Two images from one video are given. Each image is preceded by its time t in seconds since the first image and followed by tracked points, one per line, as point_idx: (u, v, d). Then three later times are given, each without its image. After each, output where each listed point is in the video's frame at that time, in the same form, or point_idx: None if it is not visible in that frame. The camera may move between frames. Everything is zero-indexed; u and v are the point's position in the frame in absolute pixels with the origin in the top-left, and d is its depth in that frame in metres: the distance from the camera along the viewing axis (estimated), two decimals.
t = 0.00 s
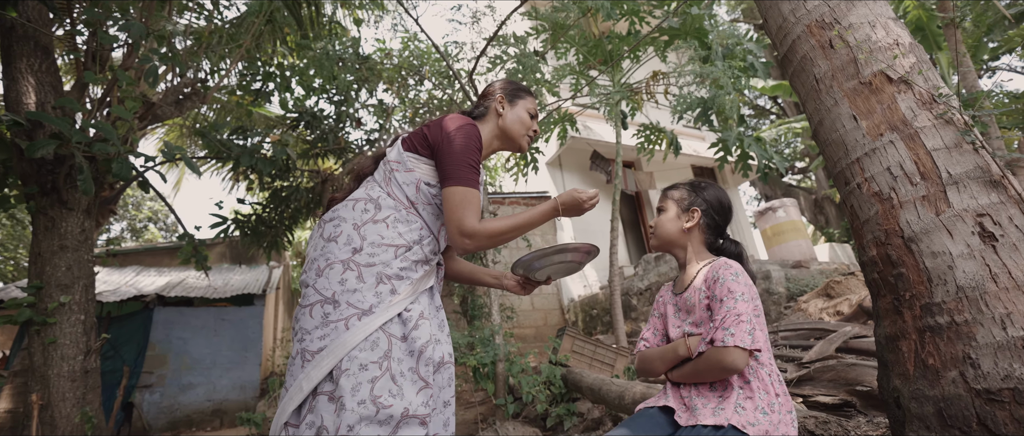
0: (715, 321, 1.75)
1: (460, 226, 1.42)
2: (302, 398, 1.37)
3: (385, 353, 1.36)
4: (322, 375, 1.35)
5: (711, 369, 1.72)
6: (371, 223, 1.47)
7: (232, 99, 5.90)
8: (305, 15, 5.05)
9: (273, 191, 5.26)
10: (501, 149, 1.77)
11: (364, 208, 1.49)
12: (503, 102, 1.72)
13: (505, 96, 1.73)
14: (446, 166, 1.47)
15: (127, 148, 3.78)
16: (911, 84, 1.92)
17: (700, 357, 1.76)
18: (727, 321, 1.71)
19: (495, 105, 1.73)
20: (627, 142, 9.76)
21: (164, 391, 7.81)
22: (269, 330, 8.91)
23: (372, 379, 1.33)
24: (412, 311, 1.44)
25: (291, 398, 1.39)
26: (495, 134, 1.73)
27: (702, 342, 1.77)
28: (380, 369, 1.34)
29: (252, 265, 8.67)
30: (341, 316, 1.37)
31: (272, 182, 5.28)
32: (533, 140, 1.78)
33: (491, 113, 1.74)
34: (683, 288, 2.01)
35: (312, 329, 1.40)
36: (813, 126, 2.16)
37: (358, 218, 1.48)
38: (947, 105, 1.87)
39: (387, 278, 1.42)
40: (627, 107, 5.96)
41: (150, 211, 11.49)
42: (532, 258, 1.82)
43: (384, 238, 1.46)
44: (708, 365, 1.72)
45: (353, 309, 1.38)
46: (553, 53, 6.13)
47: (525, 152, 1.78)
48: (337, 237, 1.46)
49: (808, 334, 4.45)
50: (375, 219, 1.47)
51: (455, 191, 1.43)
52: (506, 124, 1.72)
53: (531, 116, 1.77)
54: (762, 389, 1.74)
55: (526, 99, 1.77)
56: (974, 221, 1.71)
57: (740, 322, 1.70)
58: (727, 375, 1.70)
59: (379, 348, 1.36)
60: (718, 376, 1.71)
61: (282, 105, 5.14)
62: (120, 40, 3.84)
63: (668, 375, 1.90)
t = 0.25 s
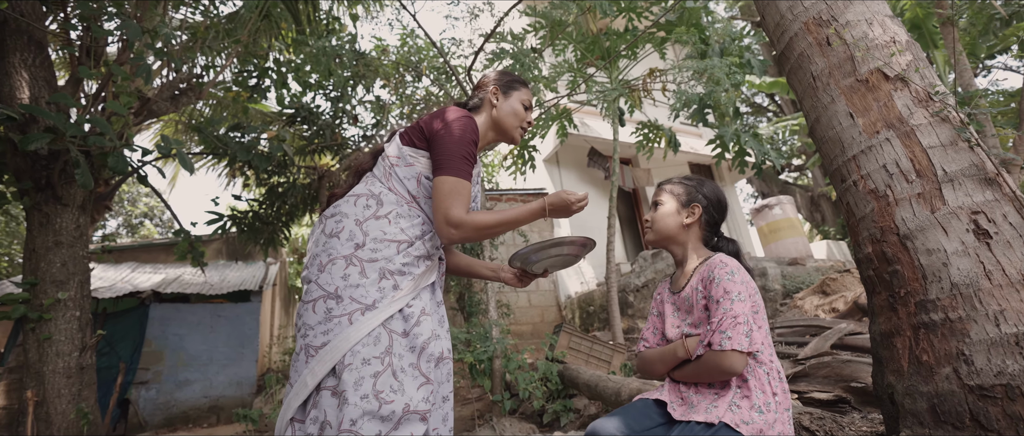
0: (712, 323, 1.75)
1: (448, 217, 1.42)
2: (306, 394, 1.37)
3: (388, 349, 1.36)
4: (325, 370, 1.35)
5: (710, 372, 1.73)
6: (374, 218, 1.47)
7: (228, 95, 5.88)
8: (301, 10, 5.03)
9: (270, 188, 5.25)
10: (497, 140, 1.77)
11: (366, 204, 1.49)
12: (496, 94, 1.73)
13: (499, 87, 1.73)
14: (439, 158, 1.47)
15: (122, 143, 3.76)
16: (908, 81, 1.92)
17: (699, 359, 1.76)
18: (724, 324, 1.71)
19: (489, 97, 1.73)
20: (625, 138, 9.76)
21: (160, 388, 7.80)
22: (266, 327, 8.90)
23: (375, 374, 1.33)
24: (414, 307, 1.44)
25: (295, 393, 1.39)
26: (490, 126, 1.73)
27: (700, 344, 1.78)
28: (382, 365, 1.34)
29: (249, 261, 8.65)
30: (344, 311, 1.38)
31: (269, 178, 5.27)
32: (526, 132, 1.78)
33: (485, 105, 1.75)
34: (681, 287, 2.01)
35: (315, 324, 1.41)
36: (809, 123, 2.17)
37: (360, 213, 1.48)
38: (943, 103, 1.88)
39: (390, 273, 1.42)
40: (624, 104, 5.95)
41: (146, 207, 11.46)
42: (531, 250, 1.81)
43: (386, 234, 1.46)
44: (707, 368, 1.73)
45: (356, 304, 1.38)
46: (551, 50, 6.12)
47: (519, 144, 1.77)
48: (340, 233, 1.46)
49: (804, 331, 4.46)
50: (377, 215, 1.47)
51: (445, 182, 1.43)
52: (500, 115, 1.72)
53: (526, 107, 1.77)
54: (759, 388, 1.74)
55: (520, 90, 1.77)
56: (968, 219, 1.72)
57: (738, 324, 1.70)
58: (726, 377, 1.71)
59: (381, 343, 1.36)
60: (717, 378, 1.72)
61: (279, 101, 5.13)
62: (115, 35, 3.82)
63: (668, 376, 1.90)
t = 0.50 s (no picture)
0: (696, 320, 1.76)
1: (434, 207, 1.42)
2: (305, 391, 1.37)
3: (384, 345, 1.37)
4: (323, 368, 1.35)
5: (698, 368, 1.73)
6: (369, 215, 1.47)
7: (224, 91, 5.87)
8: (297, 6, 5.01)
9: (265, 184, 5.24)
10: (490, 134, 1.77)
11: (361, 201, 1.48)
12: (488, 87, 1.72)
13: (491, 81, 1.73)
14: (429, 149, 1.47)
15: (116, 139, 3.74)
16: (904, 79, 1.92)
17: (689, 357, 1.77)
18: (707, 321, 1.71)
19: (480, 90, 1.74)
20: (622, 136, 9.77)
21: (156, 385, 7.79)
22: (262, 323, 8.89)
23: (372, 371, 1.33)
24: (410, 303, 1.44)
25: (294, 391, 1.39)
26: (482, 119, 1.74)
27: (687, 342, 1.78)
28: (379, 361, 1.35)
29: (245, 258, 8.64)
30: (340, 308, 1.38)
31: (265, 175, 5.26)
32: (518, 126, 1.78)
33: (478, 99, 1.75)
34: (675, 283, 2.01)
35: (312, 322, 1.41)
36: (805, 121, 2.17)
37: (355, 211, 1.47)
38: (938, 102, 1.88)
39: (386, 270, 1.42)
40: (621, 101, 5.95)
41: (141, 204, 11.42)
42: (524, 244, 1.83)
43: (381, 230, 1.46)
44: (695, 365, 1.74)
45: (353, 301, 1.38)
46: (548, 47, 6.11)
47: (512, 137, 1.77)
48: (335, 230, 1.46)
49: (799, 328, 4.48)
50: (372, 211, 1.47)
51: (434, 173, 1.43)
52: (492, 108, 1.72)
53: (518, 100, 1.77)
54: (753, 384, 1.73)
55: (513, 83, 1.76)
56: (963, 217, 1.73)
57: (720, 321, 1.70)
58: (716, 374, 1.71)
59: (378, 340, 1.36)
60: (707, 374, 1.72)
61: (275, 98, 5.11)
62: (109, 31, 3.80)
63: (665, 373, 1.90)
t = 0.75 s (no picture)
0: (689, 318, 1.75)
1: (434, 208, 1.42)
2: (301, 391, 1.37)
3: (380, 344, 1.37)
4: (319, 367, 1.35)
5: (693, 365, 1.73)
6: (365, 214, 1.47)
7: (222, 89, 5.86)
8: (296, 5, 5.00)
9: (263, 183, 5.23)
10: (488, 134, 1.77)
11: (357, 199, 1.49)
12: (489, 87, 1.73)
13: (493, 81, 1.73)
14: (427, 149, 1.47)
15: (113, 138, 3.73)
16: (902, 79, 1.93)
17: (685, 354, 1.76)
18: (698, 319, 1.70)
19: (481, 90, 1.74)
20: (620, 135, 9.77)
21: (154, 384, 7.78)
22: (260, 322, 8.89)
23: (369, 370, 1.33)
24: (406, 302, 1.44)
25: (291, 391, 1.39)
26: (481, 119, 1.74)
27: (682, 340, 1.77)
28: (375, 359, 1.35)
29: (243, 257, 8.63)
30: (336, 307, 1.38)
31: (263, 173, 5.25)
32: (518, 127, 1.78)
33: (477, 99, 1.75)
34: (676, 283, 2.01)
35: (308, 322, 1.41)
36: (803, 121, 2.18)
37: (351, 209, 1.47)
38: (936, 101, 1.89)
39: (382, 268, 1.43)
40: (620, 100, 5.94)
41: (139, 203, 11.39)
42: (523, 245, 1.84)
43: (378, 229, 1.46)
44: (691, 361, 1.73)
45: (349, 300, 1.38)
46: (547, 45, 6.10)
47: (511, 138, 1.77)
48: (331, 229, 1.46)
49: (797, 328, 4.49)
50: (368, 210, 1.47)
51: (433, 174, 1.43)
52: (491, 109, 1.72)
53: (518, 102, 1.77)
54: (746, 380, 1.72)
55: (514, 85, 1.76)
56: (960, 217, 1.73)
57: (711, 317, 1.68)
58: (710, 370, 1.71)
59: (374, 338, 1.36)
60: (701, 370, 1.72)
61: (272, 96, 5.10)
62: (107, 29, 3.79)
63: (665, 372, 1.90)
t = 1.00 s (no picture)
0: (705, 322, 1.76)
1: (443, 218, 1.42)
2: (296, 391, 1.37)
3: (376, 344, 1.36)
4: (314, 368, 1.35)
5: (705, 370, 1.74)
6: (359, 214, 1.47)
7: (220, 88, 5.85)
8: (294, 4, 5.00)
9: (262, 182, 5.23)
10: (490, 140, 1.77)
11: (352, 199, 1.49)
12: (496, 92, 1.74)
13: (500, 87, 1.74)
14: (430, 156, 1.46)
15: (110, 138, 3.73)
16: (900, 80, 1.93)
17: (696, 358, 1.77)
18: (716, 323, 1.71)
19: (487, 96, 1.74)
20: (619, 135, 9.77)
21: (152, 384, 7.77)
22: (258, 322, 8.88)
23: (364, 370, 1.33)
24: (401, 302, 1.44)
25: (285, 392, 1.39)
26: (482, 124, 1.74)
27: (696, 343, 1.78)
28: (370, 360, 1.35)
29: (242, 257, 8.62)
30: (330, 308, 1.38)
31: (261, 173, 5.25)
32: (519, 134, 1.78)
33: (482, 102, 1.76)
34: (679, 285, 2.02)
35: (303, 322, 1.41)
36: (802, 121, 2.18)
37: (345, 209, 1.47)
38: (933, 102, 1.89)
39: (376, 268, 1.42)
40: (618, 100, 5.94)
41: (136, 202, 11.37)
42: (529, 251, 1.83)
43: (371, 229, 1.46)
44: (703, 366, 1.74)
45: (342, 300, 1.38)
46: (546, 45, 6.10)
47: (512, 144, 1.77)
48: (325, 230, 1.46)
49: (795, 328, 4.50)
50: (362, 210, 1.47)
51: (440, 184, 1.43)
52: (494, 114, 1.72)
53: (522, 111, 1.76)
54: (756, 384, 1.73)
55: (520, 94, 1.76)
56: (957, 217, 1.74)
57: (730, 323, 1.70)
58: (723, 375, 1.72)
59: (369, 339, 1.36)
60: (713, 375, 1.73)
61: (270, 96, 5.10)
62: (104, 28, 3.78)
63: (669, 373, 1.91)
